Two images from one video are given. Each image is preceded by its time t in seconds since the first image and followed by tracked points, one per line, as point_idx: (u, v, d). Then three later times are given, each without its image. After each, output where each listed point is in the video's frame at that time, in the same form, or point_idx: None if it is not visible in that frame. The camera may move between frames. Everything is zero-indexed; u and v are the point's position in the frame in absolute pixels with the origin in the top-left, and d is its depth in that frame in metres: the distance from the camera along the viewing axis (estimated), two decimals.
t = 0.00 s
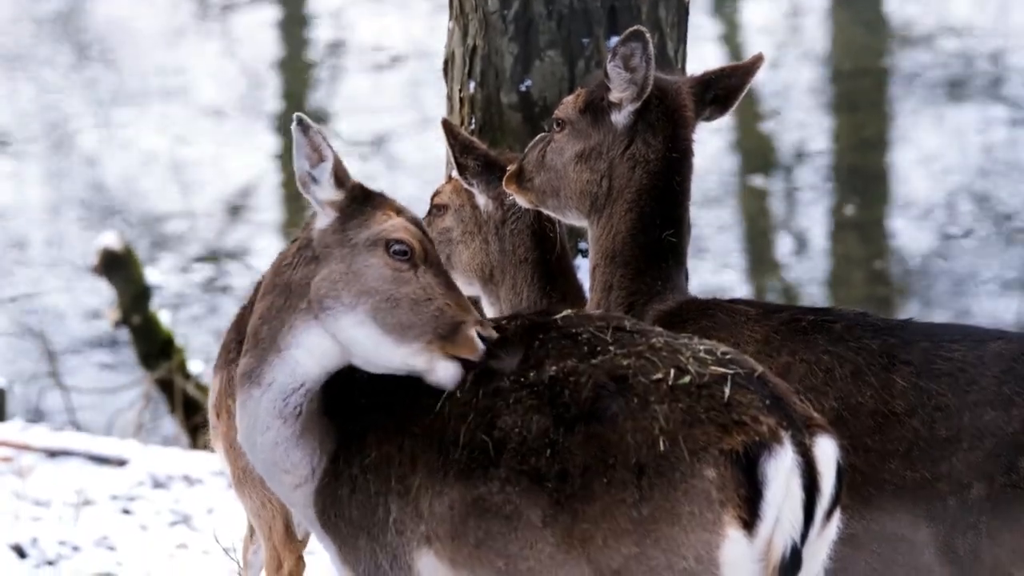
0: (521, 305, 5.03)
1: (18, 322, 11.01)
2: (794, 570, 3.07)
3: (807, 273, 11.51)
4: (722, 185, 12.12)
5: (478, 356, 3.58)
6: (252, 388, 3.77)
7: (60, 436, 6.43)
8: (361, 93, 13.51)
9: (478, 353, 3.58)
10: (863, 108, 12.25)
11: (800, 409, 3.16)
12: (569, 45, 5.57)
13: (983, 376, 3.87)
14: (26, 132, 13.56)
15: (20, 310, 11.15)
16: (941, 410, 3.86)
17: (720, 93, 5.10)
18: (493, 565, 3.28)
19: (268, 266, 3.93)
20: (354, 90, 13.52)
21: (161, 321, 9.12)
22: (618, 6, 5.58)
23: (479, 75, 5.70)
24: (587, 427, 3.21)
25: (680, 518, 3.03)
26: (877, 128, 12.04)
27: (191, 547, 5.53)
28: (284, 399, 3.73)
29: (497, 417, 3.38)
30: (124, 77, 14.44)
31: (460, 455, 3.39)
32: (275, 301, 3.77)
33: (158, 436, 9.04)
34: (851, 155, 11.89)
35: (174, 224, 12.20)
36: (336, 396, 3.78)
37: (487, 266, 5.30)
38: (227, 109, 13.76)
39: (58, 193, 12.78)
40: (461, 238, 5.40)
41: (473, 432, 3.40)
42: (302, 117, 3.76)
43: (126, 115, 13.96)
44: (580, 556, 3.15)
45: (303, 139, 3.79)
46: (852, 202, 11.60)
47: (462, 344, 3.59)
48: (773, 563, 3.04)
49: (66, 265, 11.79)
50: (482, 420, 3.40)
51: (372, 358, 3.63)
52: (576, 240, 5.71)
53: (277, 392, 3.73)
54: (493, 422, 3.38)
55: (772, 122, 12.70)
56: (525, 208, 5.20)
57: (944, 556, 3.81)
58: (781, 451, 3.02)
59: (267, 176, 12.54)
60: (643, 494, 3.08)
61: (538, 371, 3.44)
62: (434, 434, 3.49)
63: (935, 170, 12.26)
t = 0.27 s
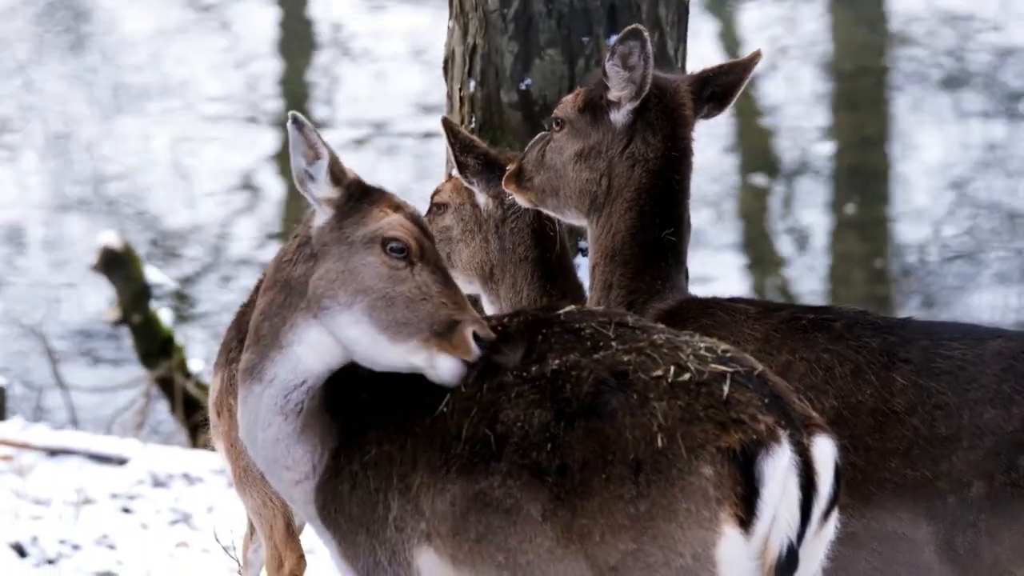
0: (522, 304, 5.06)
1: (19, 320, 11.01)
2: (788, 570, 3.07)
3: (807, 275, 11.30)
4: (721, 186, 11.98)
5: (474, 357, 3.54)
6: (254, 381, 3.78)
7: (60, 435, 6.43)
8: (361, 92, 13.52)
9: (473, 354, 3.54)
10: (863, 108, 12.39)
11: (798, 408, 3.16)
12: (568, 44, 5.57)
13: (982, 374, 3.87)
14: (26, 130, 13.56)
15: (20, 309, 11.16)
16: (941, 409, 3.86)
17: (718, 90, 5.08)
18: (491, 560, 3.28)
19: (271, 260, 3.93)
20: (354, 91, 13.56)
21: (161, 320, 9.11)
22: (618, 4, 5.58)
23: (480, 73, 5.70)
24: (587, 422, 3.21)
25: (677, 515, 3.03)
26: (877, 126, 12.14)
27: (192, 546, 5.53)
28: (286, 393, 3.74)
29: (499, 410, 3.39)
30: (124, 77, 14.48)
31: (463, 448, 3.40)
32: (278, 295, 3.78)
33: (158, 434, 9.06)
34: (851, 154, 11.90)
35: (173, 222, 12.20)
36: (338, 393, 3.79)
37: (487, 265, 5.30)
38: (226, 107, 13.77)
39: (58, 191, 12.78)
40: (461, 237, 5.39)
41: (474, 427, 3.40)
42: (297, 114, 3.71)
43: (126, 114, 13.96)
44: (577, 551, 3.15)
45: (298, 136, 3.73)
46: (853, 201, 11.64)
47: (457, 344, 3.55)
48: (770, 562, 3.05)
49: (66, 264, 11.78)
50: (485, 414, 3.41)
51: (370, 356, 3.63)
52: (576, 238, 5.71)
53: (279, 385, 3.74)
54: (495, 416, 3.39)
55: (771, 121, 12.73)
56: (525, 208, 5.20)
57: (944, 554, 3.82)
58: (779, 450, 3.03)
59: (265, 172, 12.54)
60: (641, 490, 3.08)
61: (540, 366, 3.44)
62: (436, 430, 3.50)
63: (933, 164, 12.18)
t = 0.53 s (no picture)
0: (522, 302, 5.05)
1: (19, 318, 11.01)
2: (791, 568, 3.05)
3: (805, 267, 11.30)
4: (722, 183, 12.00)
5: (475, 356, 3.54)
6: (252, 380, 3.78)
7: (61, 433, 6.43)
8: (362, 90, 13.53)
9: (474, 354, 3.54)
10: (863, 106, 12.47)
11: (800, 406, 3.16)
12: (569, 42, 5.57)
13: (983, 372, 3.87)
14: (26, 127, 13.55)
15: (20, 307, 11.15)
16: (942, 406, 3.86)
17: (717, 88, 5.06)
18: (494, 558, 3.29)
19: (271, 260, 3.94)
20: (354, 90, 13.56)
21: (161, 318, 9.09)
22: (619, 2, 5.57)
23: (480, 72, 5.71)
24: (588, 421, 3.21)
25: (679, 513, 3.03)
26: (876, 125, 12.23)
27: (192, 545, 5.53)
28: (284, 394, 3.74)
29: (500, 410, 3.39)
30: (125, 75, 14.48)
31: (465, 449, 3.40)
32: (277, 295, 3.77)
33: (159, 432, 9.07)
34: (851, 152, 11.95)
35: (174, 220, 12.20)
36: (338, 392, 3.79)
37: (487, 263, 5.30)
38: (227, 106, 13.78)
39: (58, 188, 12.77)
40: (462, 236, 5.39)
41: (476, 426, 3.40)
42: (293, 115, 3.70)
43: (127, 112, 13.96)
44: (580, 550, 3.15)
45: (297, 137, 3.71)
46: (854, 198, 11.62)
47: (457, 343, 3.54)
48: (771, 560, 3.04)
49: (66, 262, 11.78)
50: (487, 413, 3.41)
51: (370, 355, 3.61)
52: (576, 237, 5.71)
53: (277, 386, 3.73)
54: (497, 415, 3.39)
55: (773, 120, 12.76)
56: (526, 207, 5.21)
57: (945, 552, 3.82)
58: (781, 448, 3.02)
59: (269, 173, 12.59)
60: (642, 488, 3.08)
61: (541, 365, 3.45)
62: (437, 429, 3.50)
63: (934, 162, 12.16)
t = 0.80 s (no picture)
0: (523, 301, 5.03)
1: (19, 317, 11.00)
2: (794, 568, 3.06)
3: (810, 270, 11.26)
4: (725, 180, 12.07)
5: (481, 343, 3.55)
6: (254, 381, 3.78)
7: (62, 433, 6.44)
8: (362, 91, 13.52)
9: (480, 340, 3.55)
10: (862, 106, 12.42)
11: (803, 404, 3.17)
12: (570, 42, 5.57)
13: (985, 370, 3.87)
14: (26, 127, 13.54)
15: (20, 306, 11.15)
16: (943, 405, 3.86)
17: (714, 86, 5.00)
18: (495, 556, 3.28)
19: (270, 258, 3.93)
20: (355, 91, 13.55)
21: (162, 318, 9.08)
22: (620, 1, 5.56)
23: (481, 71, 5.71)
24: (590, 420, 3.21)
25: (681, 511, 3.03)
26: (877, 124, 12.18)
27: (193, 544, 5.53)
28: (287, 392, 3.74)
29: (502, 409, 3.39)
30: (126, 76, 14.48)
31: (466, 447, 3.40)
32: (275, 295, 3.77)
33: (160, 433, 9.06)
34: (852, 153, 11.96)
35: (175, 219, 12.19)
36: (341, 394, 3.78)
37: (488, 263, 5.29)
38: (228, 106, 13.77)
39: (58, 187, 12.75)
40: (462, 235, 5.39)
41: (478, 425, 3.40)
42: (278, 117, 3.69)
43: (128, 111, 13.95)
44: (581, 549, 3.14)
45: (283, 139, 3.71)
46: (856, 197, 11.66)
47: (462, 331, 3.56)
48: (775, 558, 3.04)
49: (67, 261, 11.77)
50: (488, 412, 3.41)
51: (378, 350, 3.64)
52: (577, 236, 5.72)
53: (279, 385, 3.74)
54: (498, 414, 3.39)
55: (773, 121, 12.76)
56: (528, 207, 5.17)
57: (947, 550, 3.82)
58: (783, 446, 3.02)
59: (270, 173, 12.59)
60: (644, 487, 3.07)
61: (543, 363, 3.45)
62: (439, 427, 3.50)
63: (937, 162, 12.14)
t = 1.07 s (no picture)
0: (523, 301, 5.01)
1: (20, 316, 10.99)
2: (793, 567, 3.05)
3: (806, 263, 11.31)
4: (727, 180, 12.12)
5: (488, 338, 3.58)
6: (256, 378, 3.78)
7: (63, 432, 6.45)
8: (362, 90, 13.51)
9: (488, 336, 3.57)
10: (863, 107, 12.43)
11: (803, 404, 3.16)
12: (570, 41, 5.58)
13: (985, 370, 3.87)
14: (26, 126, 13.53)
15: (20, 305, 11.14)
16: (944, 405, 3.86)
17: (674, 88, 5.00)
18: (496, 555, 3.29)
19: (274, 254, 3.96)
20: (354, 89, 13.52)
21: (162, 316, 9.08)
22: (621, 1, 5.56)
23: (482, 70, 5.70)
24: (590, 419, 3.21)
25: (680, 511, 3.02)
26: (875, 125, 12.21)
27: (194, 543, 5.53)
28: (288, 389, 3.74)
29: (501, 406, 3.39)
30: (126, 75, 14.47)
31: (466, 442, 3.40)
32: (278, 295, 3.78)
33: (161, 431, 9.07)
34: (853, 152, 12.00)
35: (175, 218, 12.20)
36: (342, 391, 3.78)
37: (488, 262, 5.22)
38: (228, 105, 13.76)
39: (59, 186, 12.75)
40: (462, 234, 5.32)
41: (477, 422, 3.41)
42: (282, 117, 3.65)
43: (127, 110, 13.94)
44: (581, 548, 3.14)
45: (287, 139, 3.68)
46: (857, 196, 11.62)
47: (470, 329, 3.58)
48: (774, 558, 3.03)
49: (67, 260, 11.77)
50: (488, 408, 3.41)
51: (385, 348, 3.65)
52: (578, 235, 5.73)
53: (281, 381, 3.73)
54: (497, 411, 3.39)
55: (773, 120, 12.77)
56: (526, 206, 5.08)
57: (950, 550, 3.81)
58: (783, 446, 3.00)
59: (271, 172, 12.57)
60: (644, 486, 3.06)
61: (543, 361, 3.45)
62: (439, 426, 3.51)
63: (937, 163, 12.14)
